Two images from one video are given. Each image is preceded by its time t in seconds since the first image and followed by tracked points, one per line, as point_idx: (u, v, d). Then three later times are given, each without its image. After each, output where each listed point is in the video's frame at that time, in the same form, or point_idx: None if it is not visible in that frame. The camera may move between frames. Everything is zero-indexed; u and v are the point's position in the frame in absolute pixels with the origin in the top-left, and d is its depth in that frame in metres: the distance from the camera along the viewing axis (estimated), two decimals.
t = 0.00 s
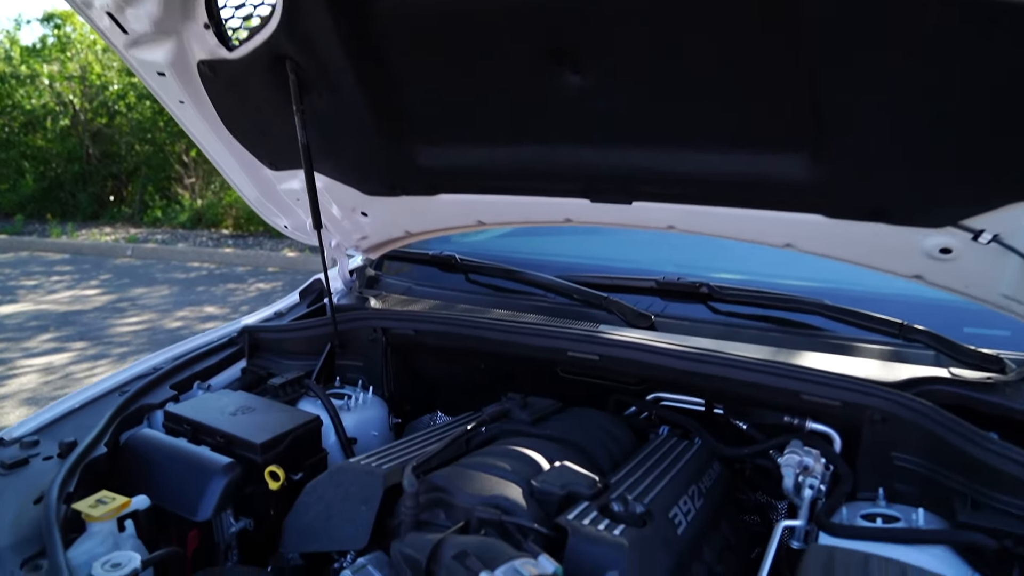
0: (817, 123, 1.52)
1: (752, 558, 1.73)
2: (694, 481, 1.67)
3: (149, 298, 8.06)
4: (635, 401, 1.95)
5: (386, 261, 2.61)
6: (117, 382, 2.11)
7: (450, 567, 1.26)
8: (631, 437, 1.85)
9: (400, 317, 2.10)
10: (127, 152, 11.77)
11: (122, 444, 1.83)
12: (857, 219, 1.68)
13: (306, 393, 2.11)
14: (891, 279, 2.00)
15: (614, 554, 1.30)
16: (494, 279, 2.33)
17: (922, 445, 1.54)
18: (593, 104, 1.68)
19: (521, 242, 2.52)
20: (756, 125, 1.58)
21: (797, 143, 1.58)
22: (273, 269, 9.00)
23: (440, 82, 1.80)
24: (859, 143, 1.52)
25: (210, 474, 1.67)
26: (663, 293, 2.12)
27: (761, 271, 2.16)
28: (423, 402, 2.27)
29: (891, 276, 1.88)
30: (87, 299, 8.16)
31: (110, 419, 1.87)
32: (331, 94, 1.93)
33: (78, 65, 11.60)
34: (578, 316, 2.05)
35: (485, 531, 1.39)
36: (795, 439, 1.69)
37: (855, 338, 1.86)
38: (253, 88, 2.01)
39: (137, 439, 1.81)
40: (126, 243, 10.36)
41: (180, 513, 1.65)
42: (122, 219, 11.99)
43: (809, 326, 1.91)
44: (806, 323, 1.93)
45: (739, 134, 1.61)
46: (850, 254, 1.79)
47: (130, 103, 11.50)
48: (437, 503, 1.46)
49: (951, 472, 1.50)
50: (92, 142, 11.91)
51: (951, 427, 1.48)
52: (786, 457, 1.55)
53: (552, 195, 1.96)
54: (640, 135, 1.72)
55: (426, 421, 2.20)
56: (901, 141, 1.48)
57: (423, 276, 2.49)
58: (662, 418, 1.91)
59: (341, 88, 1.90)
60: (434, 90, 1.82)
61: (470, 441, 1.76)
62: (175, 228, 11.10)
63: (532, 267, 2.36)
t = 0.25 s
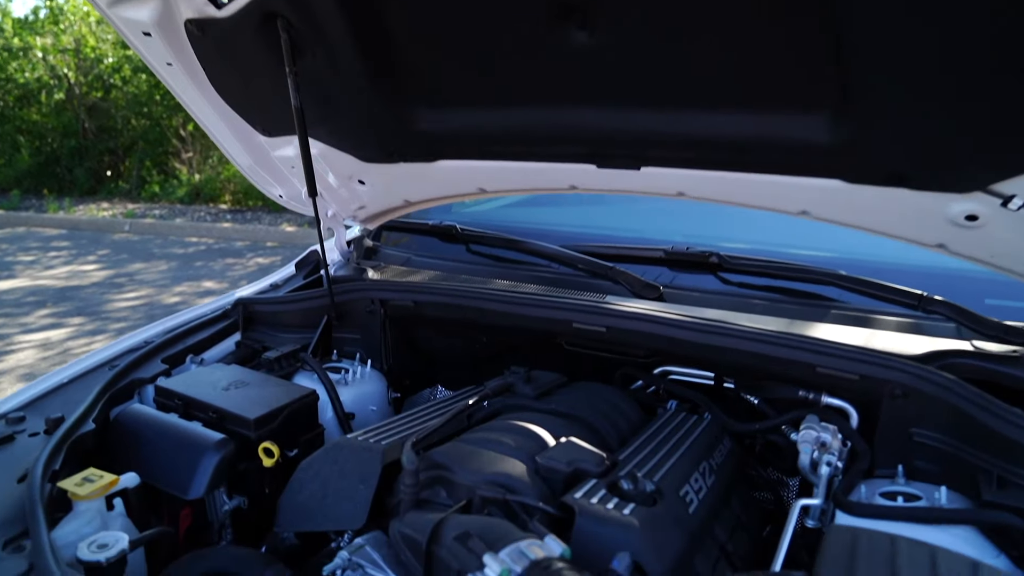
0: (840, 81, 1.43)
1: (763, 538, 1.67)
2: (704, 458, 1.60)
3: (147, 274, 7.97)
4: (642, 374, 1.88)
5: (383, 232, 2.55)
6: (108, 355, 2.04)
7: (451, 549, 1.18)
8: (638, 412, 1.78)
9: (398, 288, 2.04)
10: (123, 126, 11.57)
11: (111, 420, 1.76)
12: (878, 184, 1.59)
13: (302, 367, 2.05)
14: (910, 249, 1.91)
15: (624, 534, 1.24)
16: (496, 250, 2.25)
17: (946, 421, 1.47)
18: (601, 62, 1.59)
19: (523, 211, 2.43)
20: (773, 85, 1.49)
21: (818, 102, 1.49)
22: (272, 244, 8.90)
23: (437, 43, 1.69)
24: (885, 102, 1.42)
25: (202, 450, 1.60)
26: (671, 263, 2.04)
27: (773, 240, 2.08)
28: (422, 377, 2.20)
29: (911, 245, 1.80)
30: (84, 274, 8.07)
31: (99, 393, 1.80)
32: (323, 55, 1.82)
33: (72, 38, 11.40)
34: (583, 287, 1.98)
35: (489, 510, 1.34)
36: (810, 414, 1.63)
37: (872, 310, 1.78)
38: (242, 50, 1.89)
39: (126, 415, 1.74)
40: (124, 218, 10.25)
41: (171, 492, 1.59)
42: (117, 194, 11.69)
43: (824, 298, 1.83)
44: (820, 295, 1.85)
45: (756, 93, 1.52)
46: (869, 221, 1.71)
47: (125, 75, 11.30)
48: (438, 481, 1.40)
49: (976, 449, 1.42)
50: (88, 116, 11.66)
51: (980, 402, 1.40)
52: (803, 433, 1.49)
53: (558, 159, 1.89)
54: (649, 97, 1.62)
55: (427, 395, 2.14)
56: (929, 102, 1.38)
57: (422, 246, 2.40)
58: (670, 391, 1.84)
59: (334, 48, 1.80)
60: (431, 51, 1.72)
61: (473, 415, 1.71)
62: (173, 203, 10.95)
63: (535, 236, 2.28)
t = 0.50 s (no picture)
0: (863, 39, 1.34)
1: (773, 516, 1.61)
2: (714, 435, 1.55)
3: (145, 248, 7.87)
4: (647, 348, 1.82)
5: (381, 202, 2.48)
6: (98, 329, 1.98)
7: (451, 531, 1.13)
8: (644, 386, 1.73)
9: (397, 259, 1.97)
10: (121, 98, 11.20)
11: (99, 395, 1.71)
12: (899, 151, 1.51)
13: (297, 340, 1.99)
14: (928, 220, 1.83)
15: (632, 516, 1.18)
16: (497, 220, 2.18)
17: (966, 398, 1.41)
18: (608, 20, 1.49)
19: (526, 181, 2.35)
20: (791, 46, 1.40)
21: (838, 62, 1.40)
22: (271, 218, 8.79)
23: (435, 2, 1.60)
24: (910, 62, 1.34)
25: (193, 427, 1.55)
26: (678, 233, 1.97)
27: (785, 211, 2.00)
28: (420, 350, 2.15)
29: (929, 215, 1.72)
30: (81, 248, 7.97)
31: (87, 368, 1.74)
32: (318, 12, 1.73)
33: (66, 8, 11.19)
34: (588, 258, 1.91)
35: (491, 489, 1.29)
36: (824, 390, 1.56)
37: (887, 282, 1.70)
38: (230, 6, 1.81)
39: (114, 390, 1.68)
40: (121, 191, 10.11)
41: (162, 469, 1.54)
42: (116, 168, 11.42)
43: (836, 270, 1.76)
44: (833, 267, 1.78)
45: (773, 53, 1.43)
46: (887, 189, 1.63)
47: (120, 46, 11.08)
48: (438, 459, 1.35)
49: (998, 427, 1.36)
50: (83, 88, 11.30)
51: (1004, 377, 1.34)
52: (818, 410, 1.43)
53: (563, 123, 1.81)
54: (659, 59, 1.54)
55: (426, 369, 2.09)
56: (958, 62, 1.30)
57: (421, 217, 2.33)
58: (677, 366, 1.78)
59: (327, 7, 1.71)
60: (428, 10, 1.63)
61: (473, 390, 1.65)
62: (170, 176, 10.78)
63: (538, 206, 2.21)
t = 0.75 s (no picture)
0: None
1: (781, 497, 1.57)
2: (721, 414, 1.51)
3: (142, 222, 7.78)
4: (652, 323, 1.77)
5: (379, 173, 2.41)
6: (87, 304, 1.93)
7: (450, 514, 1.08)
8: (649, 362, 1.68)
9: (394, 231, 1.91)
10: (116, 70, 10.92)
11: (88, 372, 1.66)
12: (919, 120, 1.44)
13: (292, 315, 1.94)
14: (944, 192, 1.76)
15: (638, 498, 1.13)
16: (497, 192, 2.11)
17: (984, 378, 1.35)
18: None
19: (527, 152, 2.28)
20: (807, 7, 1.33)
21: (857, 25, 1.33)
22: (269, 193, 8.68)
23: None
24: (934, 23, 1.27)
25: (184, 405, 1.50)
26: (684, 205, 1.91)
27: (795, 184, 1.93)
28: (418, 325, 2.10)
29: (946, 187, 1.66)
30: (78, 221, 7.87)
31: (76, 345, 1.69)
32: None
33: None
34: (591, 230, 1.85)
35: (491, 471, 1.22)
36: (836, 368, 1.51)
37: (900, 256, 1.64)
38: None
39: (104, 367, 1.63)
40: (117, 165, 9.97)
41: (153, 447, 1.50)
42: (112, 140, 11.19)
43: (848, 244, 1.69)
44: (845, 241, 1.71)
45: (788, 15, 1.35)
46: (904, 159, 1.57)
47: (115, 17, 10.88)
48: (436, 438, 1.30)
49: (1016, 407, 1.31)
50: (77, 60, 11.00)
51: None
52: (830, 389, 1.38)
53: (567, 90, 1.74)
54: (667, 22, 1.46)
55: (424, 344, 2.05)
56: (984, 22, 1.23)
57: (420, 188, 2.27)
58: (682, 343, 1.73)
59: None
60: None
61: (473, 367, 1.61)
62: (167, 149, 10.57)
63: (540, 177, 2.14)
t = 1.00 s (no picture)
0: None
1: (785, 477, 1.54)
2: (725, 393, 1.47)
3: (140, 197, 7.70)
4: (654, 300, 1.73)
5: (375, 145, 2.35)
6: (76, 281, 1.88)
7: (447, 498, 1.05)
8: (651, 340, 1.64)
9: (390, 205, 1.86)
10: (111, 44, 10.69)
11: (78, 350, 1.62)
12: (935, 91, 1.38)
13: (286, 291, 1.90)
14: (958, 166, 1.71)
15: (641, 480, 1.10)
16: (497, 165, 2.06)
17: (997, 358, 1.30)
18: None
19: (527, 124, 2.22)
20: None
21: None
22: (267, 167, 8.59)
23: None
24: None
25: (175, 383, 1.47)
26: (688, 178, 1.86)
27: (804, 157, 1.88)
28: (415, 301, 2.06)
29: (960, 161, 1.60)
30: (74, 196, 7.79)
31: (64, 322, 1.65)
32: None
33: None
34: (592, 204, 1.80)
35: (489, 452, 1.19)
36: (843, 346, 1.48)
37: (911, 231, 1.59)
38: None
39: (93, 345, 1.60)
40: (114, 138, 9.86)
41: (144, 427, 1.46)
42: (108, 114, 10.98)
43: (857, 220, 1.65)
44: (853, 216, 1.66)
45: None
46: (917, 130, 1.51)
47: None
48: (432, 419, 1.26)
49: None
50: (71, 32, 10.78)
51: None
52: (838, 369, 1.35)
53: (569, 58, 1.68)
54: None
55: (422, 321, 2.02)
56: None
57: (417, 161, 2.21)
58: (685, 320, 1.69)
59: None
60: None
61: (471, 344, 1.57)
62: (164, 122, 10.43)
63: (540, 149, 2.09)
